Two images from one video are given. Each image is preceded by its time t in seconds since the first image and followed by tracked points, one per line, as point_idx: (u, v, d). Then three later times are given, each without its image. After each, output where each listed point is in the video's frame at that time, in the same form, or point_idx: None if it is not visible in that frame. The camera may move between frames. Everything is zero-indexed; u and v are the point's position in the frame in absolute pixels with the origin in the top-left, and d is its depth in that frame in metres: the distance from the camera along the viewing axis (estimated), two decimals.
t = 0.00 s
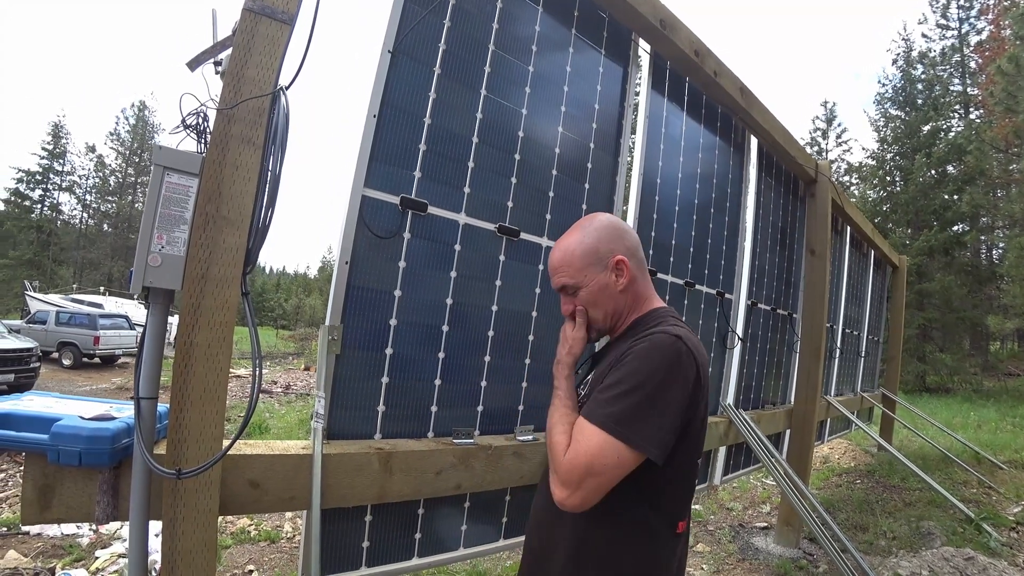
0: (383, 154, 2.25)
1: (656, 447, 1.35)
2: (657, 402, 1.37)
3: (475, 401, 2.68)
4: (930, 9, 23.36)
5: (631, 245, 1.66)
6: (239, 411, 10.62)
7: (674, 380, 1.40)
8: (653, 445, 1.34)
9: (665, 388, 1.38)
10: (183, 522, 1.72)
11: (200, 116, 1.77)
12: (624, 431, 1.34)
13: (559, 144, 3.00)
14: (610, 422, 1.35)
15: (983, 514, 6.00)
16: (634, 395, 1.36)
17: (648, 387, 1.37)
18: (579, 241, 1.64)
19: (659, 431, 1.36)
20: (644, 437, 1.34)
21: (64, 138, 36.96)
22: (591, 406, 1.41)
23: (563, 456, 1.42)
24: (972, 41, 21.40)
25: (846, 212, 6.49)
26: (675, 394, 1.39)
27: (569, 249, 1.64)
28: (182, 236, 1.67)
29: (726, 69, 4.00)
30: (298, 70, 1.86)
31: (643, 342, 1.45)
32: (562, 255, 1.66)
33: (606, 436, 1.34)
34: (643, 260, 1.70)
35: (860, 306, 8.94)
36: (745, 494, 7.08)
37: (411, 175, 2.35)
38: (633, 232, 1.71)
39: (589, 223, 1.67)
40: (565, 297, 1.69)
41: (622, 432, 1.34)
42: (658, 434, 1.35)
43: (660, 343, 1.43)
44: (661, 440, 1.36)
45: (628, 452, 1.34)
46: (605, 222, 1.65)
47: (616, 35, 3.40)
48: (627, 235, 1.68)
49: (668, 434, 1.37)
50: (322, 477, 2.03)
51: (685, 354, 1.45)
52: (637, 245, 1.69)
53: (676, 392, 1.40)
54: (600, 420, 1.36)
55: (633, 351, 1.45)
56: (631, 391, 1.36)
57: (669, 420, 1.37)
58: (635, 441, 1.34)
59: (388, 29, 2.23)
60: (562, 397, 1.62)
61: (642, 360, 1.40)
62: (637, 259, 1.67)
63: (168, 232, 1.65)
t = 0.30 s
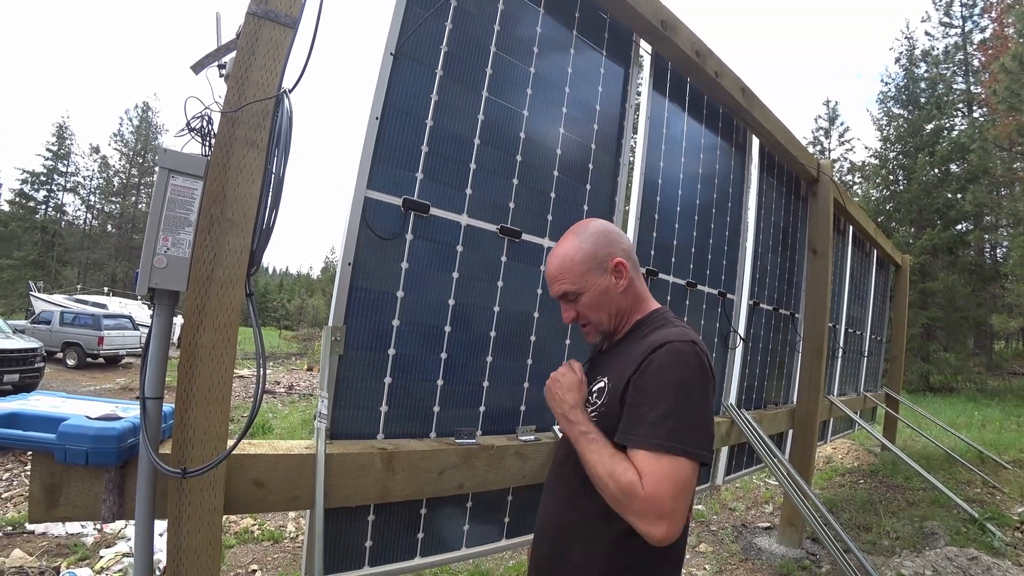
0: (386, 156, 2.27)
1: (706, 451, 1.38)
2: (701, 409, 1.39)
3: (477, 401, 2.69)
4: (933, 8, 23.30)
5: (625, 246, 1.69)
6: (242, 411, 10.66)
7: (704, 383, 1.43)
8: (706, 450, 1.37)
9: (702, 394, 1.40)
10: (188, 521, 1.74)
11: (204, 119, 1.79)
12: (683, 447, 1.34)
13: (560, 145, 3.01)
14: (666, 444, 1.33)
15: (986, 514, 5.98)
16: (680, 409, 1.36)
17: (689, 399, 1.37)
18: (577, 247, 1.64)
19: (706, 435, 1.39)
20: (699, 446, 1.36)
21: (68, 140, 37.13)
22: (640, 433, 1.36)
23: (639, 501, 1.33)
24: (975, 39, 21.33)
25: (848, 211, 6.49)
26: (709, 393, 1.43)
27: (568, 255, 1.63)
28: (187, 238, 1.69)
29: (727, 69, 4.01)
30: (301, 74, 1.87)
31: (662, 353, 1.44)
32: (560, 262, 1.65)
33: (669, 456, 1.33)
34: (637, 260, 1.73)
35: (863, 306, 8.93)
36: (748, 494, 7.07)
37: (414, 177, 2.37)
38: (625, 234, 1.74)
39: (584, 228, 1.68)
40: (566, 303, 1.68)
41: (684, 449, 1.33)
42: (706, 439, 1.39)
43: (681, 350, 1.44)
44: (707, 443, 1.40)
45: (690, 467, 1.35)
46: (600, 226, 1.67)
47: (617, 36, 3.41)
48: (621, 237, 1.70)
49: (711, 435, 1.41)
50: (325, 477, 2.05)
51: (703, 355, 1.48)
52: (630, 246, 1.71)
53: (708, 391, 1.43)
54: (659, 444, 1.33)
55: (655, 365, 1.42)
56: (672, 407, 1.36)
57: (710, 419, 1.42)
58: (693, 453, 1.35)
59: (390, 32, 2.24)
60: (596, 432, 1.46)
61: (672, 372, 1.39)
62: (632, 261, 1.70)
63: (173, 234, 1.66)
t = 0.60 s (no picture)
0: (383, 156, 2.28)
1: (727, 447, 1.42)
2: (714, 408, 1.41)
3: (474, 400, 2.71)
4: (931, 9, 23.37)
5: (618, 247, 1.70)
6: (241, 412, 10.66)
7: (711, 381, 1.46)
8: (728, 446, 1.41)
9: (712, 394, 1.41)
10: (185, 519, 1.74)
11: (203, 119, 1.80)
12: (708, 449, 1.36)
13: (557, 146, 3.03)
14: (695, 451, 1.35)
15: (982, 513, 6.01)
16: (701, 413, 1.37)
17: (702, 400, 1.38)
18: (567, 247, 1.67)
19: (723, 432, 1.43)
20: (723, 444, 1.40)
21: (66, 140, 37.09)
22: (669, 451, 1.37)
23: (700, 554, 1.34)
24: (973, 40, 21.41)
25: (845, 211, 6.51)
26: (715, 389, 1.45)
27: (560, 254, 1.67)
28: (185, 237, 1.70)
29: (724, 70, 4.02)
30: (299, 74, 1.88)
31: (665, 356, 1.44)
32: (552, 261, 1.69)
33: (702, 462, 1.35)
34: (631, 262, 1.74)
35: (861, 306, 8.96)
36: (745, 494, 7.09)
37: (411, 177, 2.38)
38: (621, 236, 1.75)
39: (577, 226, 1.71)
40: (558, 302, 1.71)
41: (713, 453, 1.36)
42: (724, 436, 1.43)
43: (685, 351, 1.44)
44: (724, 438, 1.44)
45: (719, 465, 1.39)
46: (592, 226, 1.68)
47: (615, 37, 3.43)
48: (614, 238, 1.71)
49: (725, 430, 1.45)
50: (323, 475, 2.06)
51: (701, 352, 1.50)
52: (624, 248, 1.72)
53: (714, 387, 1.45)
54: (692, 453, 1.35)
55: (664, 371, 1.41)
56: (687, 413, 1.37)
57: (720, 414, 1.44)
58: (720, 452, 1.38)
59: (388, 32, 2.25)
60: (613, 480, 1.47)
61: (682, 378, 1.39)
62: (625, 263, 1.70)
63: (172, 234, 1.67)
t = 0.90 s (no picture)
0: (377, 156, 2.29)
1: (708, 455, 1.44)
2: (695, 414, 1.41)
3: (468, 399, 2.72)
4: (924, 10, 23.54)
5: (615, 244, 1.68)
6: (235, 412, 10.61)
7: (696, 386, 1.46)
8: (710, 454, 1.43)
9: (696, 400, 1.43)
10: (179, 519, 1.75)
11: (197, 118, 1.80)
12: (685, 456, 1.37)
13: (551, 145, 3.04)
14: (672, 457, 1.37)
15: (973, 510, 6.06)
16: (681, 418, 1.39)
17: (681, 405, 1.40)
18: (566, 239, 1.72)
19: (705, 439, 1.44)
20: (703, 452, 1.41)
21: (58, 138, 36.80)
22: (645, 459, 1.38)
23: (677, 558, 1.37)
24: (965, 41, 21.58)
25: (838, 211, 6.55)
26: (700, 395, 1.45)
27: (558, 244, 1.74)
28: (179, 237, 1.70)
29: (717, 70, 4.05)
30: (293, 73, 1.88)
31: (647, 357, 1.46)
32: (553, 250, 1.77)
33: (681, 469, 1.37)
34: (631, 260, 1.70)
35: (853, 305, 9.02)
36: (739, 492, 7.14)
37: (405, 176, 2.39)
38: (627, 233, 1.72)
39: (582, 220, 1.74)
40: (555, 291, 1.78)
41: (693, 460, 1.38)
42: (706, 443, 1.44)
43: (671, 354, 1.45)
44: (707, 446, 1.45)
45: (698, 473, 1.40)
46: (594, 221, 1.70)
47: (608, 37, 3.44)
48: (618, 235, 1.69)
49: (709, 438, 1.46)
50: (317, 474, 2.06)
51: (690, 356, 1.51)
52: (625, 245, 1.69)
53: (699, 394, 1.45)
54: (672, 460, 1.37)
55: (648, 372, 1.43)
56: (666, 418, 1.39)
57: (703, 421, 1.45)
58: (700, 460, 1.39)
59: (382, 32, 2.26)
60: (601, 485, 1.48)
61: (663, 382, 1.40)
62: (623, 260, 1.68)
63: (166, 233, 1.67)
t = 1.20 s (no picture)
0: (370, 153, 2.27)
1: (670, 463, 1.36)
2: (657, 416, 1.35)
3: (462, 397, 2.71)
4: (914, 10, 23.70)
5: (625, 237, 1.67)
6: (228, 412, 10.56)
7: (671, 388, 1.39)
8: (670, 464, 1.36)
9: (664, 402, 1.36)
10: (171, 519, 1.73)
11: (188, 115, 1.78)
12: (638, 456, 1.33)
13: (545, 143, 3.04)
14: (618, 452, 1.33)
15: (964, 505, 6.11)
16: (640, 417, 1.34)
17: (646, 403, 1.35)
18: (577, 231, 1.74)
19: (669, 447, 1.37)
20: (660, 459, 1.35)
21: (47, 137, 36.43)
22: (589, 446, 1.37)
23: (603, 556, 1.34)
24: (955, 41, 21.76)
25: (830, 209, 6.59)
26: (672, 399, 1.38)
27: (569, 236, 1.75)
28: (170, 234, 1.69)
29: (710, 68, 4.06)
30: (286, 70, 1.87)
31: (621, 350, 1.44)
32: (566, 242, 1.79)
33: (627, 470, 1.33)
34: (641, 254, 1.69)
35: (845, 302, 9.08)
36: (733, 489, 7.17)
37: (399, 174, 2.38)
38: (639, 227, 1.71)
39: (597, 213, 1.75)
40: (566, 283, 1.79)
41: (645, 463, 1.33)
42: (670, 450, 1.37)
43: (648, 351, 1.41)
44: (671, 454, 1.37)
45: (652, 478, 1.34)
46: (606, 214, 1.71)
47: (602, 34, 3.44)
48: (629, 228, 1.69)
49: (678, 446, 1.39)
50: (311, 473, 2.05)
51: (674, 356, 1.44)
52: (636, 239, 1.69)
53: (671, 397, 1.38)
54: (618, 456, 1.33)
55: (619, 366, 1.40)
56: (625, 414, 1.35)
57: (672, 427, 1.38)
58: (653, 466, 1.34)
59: (375, 28, 2.24)
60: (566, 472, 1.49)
61: (629, 377, 1.37)
62: (632, 253, 1.67)
63: (157, 230, 1.66)
